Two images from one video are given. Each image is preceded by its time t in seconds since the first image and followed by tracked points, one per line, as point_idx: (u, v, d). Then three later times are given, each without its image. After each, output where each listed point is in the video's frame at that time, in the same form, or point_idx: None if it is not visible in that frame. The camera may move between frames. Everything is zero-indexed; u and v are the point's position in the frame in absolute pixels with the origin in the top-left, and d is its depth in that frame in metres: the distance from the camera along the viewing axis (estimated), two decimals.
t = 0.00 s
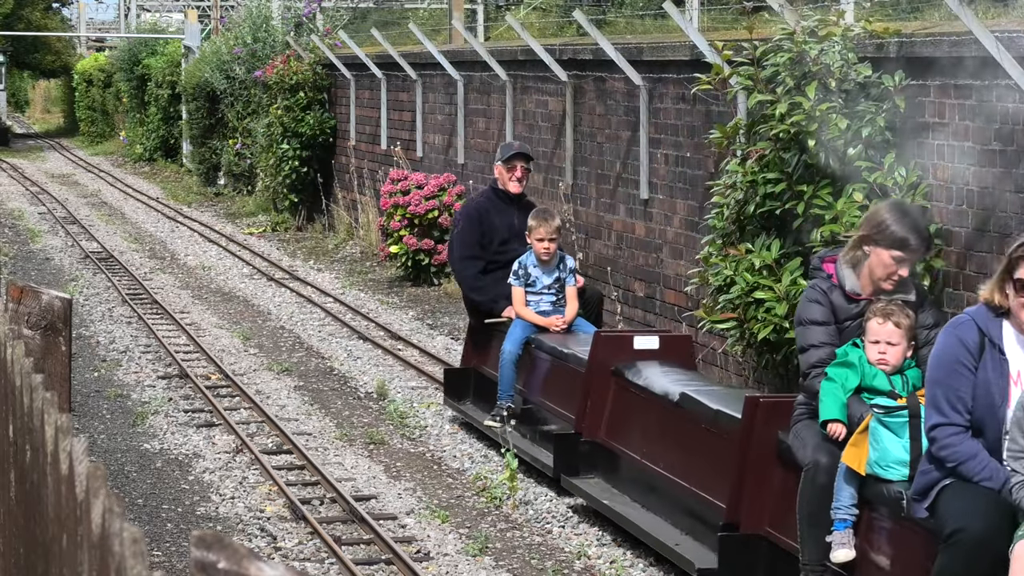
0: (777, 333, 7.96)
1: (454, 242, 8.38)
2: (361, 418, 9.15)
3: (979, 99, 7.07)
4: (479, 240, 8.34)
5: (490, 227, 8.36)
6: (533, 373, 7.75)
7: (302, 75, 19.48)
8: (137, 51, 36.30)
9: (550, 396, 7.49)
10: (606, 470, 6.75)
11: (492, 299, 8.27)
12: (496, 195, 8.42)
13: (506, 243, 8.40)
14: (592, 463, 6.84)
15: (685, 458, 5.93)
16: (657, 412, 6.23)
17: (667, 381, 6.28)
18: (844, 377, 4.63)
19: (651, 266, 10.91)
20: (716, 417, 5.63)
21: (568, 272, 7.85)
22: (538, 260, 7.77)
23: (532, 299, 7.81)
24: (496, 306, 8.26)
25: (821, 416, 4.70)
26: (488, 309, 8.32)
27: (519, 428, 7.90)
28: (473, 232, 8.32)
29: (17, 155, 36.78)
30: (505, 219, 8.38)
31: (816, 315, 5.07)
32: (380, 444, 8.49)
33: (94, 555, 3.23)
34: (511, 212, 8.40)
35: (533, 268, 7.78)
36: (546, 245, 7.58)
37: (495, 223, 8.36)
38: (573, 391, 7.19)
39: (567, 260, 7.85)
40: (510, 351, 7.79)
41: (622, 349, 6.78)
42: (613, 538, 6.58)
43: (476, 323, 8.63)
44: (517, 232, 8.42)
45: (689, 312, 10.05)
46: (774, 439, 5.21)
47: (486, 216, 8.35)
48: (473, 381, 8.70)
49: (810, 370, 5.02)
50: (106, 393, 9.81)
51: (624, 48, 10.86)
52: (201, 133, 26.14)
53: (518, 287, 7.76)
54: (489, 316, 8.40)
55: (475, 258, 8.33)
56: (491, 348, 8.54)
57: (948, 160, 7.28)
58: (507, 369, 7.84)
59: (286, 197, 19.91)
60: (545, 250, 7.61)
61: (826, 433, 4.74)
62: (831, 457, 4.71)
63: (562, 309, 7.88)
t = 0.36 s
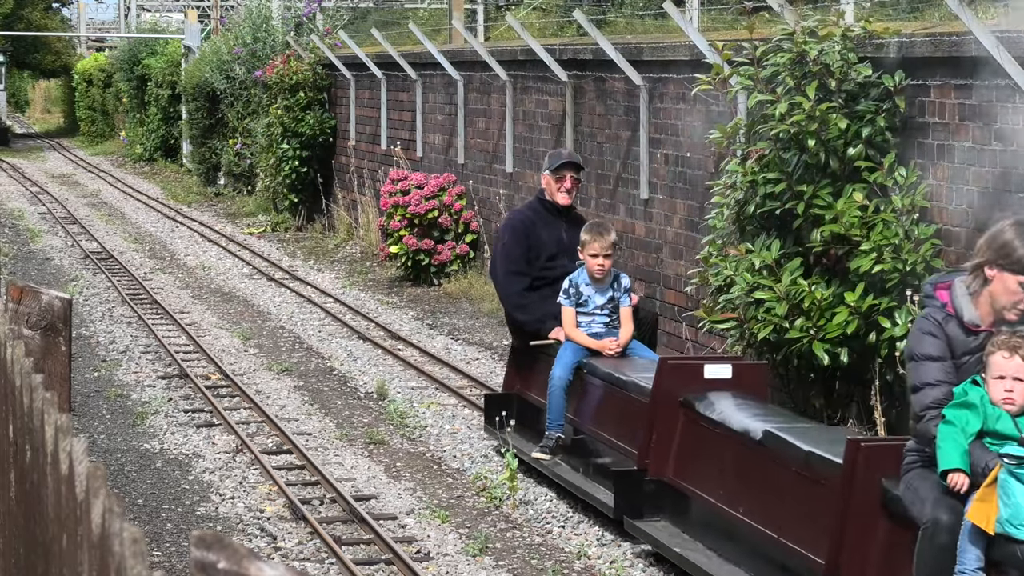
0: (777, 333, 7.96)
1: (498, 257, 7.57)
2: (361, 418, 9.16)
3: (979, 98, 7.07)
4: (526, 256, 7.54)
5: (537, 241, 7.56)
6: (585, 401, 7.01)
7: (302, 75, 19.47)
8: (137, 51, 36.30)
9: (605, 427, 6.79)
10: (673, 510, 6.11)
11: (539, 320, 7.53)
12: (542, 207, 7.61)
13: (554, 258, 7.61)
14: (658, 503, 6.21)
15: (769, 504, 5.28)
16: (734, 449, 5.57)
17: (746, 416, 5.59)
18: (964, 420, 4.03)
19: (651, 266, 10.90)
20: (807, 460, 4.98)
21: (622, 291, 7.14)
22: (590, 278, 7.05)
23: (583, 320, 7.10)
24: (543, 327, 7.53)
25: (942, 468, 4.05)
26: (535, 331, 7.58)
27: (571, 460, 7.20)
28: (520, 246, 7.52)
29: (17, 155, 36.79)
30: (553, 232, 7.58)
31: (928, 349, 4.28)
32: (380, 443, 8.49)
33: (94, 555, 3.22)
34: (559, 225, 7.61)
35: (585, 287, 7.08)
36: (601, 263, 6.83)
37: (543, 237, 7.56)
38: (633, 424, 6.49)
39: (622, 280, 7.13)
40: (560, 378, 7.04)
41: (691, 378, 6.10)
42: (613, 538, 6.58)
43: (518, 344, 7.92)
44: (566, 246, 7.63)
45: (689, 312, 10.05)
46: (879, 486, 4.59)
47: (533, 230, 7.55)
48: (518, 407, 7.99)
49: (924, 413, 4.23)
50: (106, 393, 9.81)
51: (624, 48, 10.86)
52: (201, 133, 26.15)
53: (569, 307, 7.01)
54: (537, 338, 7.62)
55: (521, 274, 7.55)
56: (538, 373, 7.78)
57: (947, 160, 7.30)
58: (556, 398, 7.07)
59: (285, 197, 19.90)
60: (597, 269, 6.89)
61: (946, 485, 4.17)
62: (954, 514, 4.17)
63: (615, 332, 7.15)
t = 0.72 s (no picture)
0: (777, 332, 7.96)
1: (548, 274, 6.82)
2: (361, 418, 9.15)
3: (979, 98, 7.06)
4: (579, 272, 6.81)
5: (592, 256, 6.82)
6: (647, 433, 6.26)
7: (302, 75, 19.46)
8: (137, 51, 36.30)
9: (673, 464, 5.99)
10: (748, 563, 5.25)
11: (592, 341, 6.72)
12: (597, 219, 6.86)
13: (610, 275, 6.85)
14: (738, 557, 5.27)
15: (872, 564, 4.40)
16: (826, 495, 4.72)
17: (842, 460, 4.72)
18: None
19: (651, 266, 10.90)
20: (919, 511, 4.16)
21: (686, 312, 6.39)
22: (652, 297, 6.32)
23: (645, 345, 6.38)
24: (597, 349, 6.70)
25: None
26: (587, 355, 6.77)
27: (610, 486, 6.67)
28: (573, 261, 6.78)
29: (17, 155, 36.80)
30: (608, 246, 6.82)
31: None
32: (380, 444, 8.50)
33: (94, 556, 3.22)
34: (616, 238, 6.85)
35: (646, 308, 6.35)
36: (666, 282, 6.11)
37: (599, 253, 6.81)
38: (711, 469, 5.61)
39: (686, 298, 6.38)
40: (620, 408, 6.32)
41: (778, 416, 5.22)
42: (613, 538, 6.58)
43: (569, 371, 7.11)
44: (622, 262, 6.87)
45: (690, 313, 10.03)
46: (1009, 545, 3.83)
47: (587, 244, 6.80)
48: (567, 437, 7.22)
49: None
50: (106, 393, 9.81)
51: (624, 48, 10.86)
52: (201, 133, 26.15)
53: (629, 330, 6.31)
54: (588, 362, 6.85)
55: (575, 292, 6.80)
56: (589, 401, 7.00)
57: (947, 160, 7.30)
58: (614, 429, 6.34)
59: (285, 197, 19.91)
60: (661, 288, 6.15)
61: None
62: None
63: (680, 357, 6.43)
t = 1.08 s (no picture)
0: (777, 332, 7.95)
1: (609, 296, 6.06)
2: (361, 418, 9.16)
3: (979, 98, 7.06)
4: (644, 294, 6.04)
5: (658, 275, 6.05)
6: (722, 473, 5.50)
7: (302, 75, 19.45)
8: (137, 51, 36.27)
9: (755, 510, 5.24)
10: None
11: (659, 369, 5.97)
12: (663, 234, 6.10)
13: (678, 296, 6.08)
14: None
15: None
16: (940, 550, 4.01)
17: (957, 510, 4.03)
18: None
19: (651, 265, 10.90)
20: None
21: (766, 339, 5.63)
22: (728, 321, 5.59)
23: (719, 375, 5.66)
24: (663, 379, 5.96)
25: None
26: (653, 385, 6.01)
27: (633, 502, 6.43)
28: (637, 281, 6.01)
29: (16, 155, 36.79)
30: (675, 264, 6.06)
31: None
32: (380, 443, 8.50)
33: (94, 556, 3.22)
34: (683, 256, 6.09)
35: (722, 333, 5.62)
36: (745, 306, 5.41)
37: (667, 273, 6.04)
38: (802, 518, 4.88)
39: (766, 326, 5.62)
40: (693, 445, 5.57)
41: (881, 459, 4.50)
42: (613, 538, 6.57)
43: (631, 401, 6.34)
44: (691, 282, 6.10)
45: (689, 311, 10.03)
46: None
47: (652, 262, 6.05)
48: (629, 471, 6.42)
49: None
50: (106, 393, 9.81)
51: (624, 48, 10.86)
52: (201, 133, 26.16)
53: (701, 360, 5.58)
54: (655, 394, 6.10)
55: (639, 315, 6.05)
56: (654, 432, 6.18)
57: (947, 160, 7.30)
58: (687, 468, 5.60)
59: (285, 197, 19.91)
60: (739, 312, 5.44)
61: None
62: None
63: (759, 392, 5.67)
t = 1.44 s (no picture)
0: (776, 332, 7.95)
1: (679, 320, 5.10)
2: (361, 418, 9.16)
3: (979, 98, 7.05)
4: (721, 318, 5.08)
5: (736, 297, 5.09)
6: (816, 525, 4.54)
7: (302, 75, 19.45)
8: (137, 51, 36.24)
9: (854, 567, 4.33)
10: None
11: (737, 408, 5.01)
12: (741, 251, 5.13)
13: (758, 323, 5.12)
14: None
15: None
16: None
17: None
18: None
19: (651, 266, 10.91)
20: None
21: (865, 372, 4.65)
22: (821, 351, 4.63)
23: (810, 413, 4.71)
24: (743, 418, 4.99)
25: None
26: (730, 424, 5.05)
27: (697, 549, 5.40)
28: (713, 305, 5.05)
29: (16, 155, 36.79)
30: (756, 285, 5.10)
31: None
32: (380, 443, 8.50)
33: (94, 555, 3.22)
34: (765, 277, 5.12)
35: (815, 365, 4.65)
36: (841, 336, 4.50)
37: (746, 296, 5.08)
38: None
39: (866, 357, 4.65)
40: (781, 492, 4.62)
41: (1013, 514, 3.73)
42: (613, 538, 6.57)
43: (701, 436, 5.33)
44: (774, 306, 5.13)
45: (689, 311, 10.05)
46: None
47: (730, 282, 5.08)
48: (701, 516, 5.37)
49: None
50: (106, 393, 9.81)
51: (624, 48, 10.85)
52: (201, 133, 26.16)
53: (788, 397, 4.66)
54: (734, 432, 5.12)
55: (714, 344, 5.07)
56: (733, 473, 5.14)
57: (947, 160, 7.30)
58: (774, 518, 4.65)
59: (285, 197, 19.92)
60: (835, 343, 4.52)
61: None
62: None
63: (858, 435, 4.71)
